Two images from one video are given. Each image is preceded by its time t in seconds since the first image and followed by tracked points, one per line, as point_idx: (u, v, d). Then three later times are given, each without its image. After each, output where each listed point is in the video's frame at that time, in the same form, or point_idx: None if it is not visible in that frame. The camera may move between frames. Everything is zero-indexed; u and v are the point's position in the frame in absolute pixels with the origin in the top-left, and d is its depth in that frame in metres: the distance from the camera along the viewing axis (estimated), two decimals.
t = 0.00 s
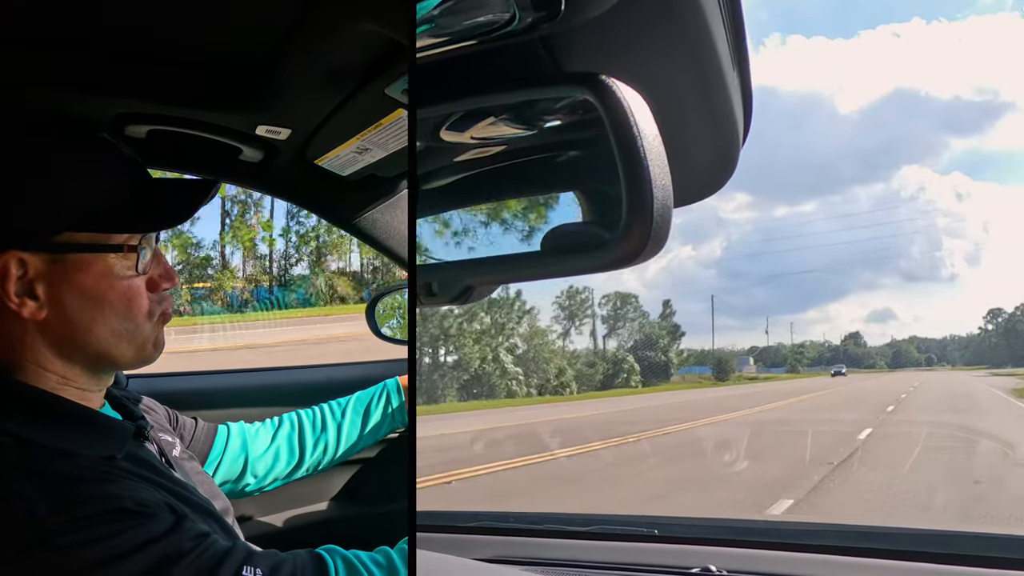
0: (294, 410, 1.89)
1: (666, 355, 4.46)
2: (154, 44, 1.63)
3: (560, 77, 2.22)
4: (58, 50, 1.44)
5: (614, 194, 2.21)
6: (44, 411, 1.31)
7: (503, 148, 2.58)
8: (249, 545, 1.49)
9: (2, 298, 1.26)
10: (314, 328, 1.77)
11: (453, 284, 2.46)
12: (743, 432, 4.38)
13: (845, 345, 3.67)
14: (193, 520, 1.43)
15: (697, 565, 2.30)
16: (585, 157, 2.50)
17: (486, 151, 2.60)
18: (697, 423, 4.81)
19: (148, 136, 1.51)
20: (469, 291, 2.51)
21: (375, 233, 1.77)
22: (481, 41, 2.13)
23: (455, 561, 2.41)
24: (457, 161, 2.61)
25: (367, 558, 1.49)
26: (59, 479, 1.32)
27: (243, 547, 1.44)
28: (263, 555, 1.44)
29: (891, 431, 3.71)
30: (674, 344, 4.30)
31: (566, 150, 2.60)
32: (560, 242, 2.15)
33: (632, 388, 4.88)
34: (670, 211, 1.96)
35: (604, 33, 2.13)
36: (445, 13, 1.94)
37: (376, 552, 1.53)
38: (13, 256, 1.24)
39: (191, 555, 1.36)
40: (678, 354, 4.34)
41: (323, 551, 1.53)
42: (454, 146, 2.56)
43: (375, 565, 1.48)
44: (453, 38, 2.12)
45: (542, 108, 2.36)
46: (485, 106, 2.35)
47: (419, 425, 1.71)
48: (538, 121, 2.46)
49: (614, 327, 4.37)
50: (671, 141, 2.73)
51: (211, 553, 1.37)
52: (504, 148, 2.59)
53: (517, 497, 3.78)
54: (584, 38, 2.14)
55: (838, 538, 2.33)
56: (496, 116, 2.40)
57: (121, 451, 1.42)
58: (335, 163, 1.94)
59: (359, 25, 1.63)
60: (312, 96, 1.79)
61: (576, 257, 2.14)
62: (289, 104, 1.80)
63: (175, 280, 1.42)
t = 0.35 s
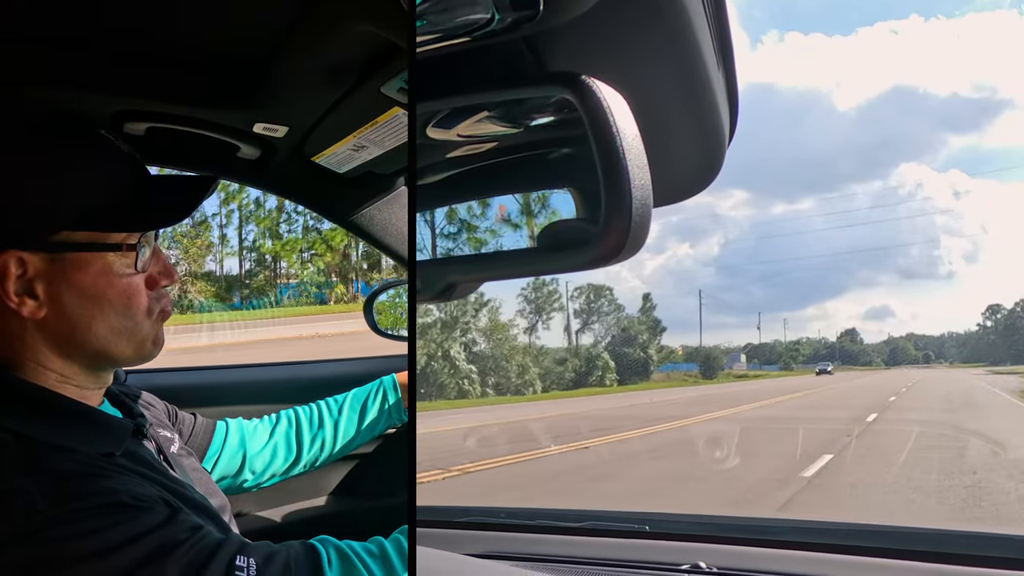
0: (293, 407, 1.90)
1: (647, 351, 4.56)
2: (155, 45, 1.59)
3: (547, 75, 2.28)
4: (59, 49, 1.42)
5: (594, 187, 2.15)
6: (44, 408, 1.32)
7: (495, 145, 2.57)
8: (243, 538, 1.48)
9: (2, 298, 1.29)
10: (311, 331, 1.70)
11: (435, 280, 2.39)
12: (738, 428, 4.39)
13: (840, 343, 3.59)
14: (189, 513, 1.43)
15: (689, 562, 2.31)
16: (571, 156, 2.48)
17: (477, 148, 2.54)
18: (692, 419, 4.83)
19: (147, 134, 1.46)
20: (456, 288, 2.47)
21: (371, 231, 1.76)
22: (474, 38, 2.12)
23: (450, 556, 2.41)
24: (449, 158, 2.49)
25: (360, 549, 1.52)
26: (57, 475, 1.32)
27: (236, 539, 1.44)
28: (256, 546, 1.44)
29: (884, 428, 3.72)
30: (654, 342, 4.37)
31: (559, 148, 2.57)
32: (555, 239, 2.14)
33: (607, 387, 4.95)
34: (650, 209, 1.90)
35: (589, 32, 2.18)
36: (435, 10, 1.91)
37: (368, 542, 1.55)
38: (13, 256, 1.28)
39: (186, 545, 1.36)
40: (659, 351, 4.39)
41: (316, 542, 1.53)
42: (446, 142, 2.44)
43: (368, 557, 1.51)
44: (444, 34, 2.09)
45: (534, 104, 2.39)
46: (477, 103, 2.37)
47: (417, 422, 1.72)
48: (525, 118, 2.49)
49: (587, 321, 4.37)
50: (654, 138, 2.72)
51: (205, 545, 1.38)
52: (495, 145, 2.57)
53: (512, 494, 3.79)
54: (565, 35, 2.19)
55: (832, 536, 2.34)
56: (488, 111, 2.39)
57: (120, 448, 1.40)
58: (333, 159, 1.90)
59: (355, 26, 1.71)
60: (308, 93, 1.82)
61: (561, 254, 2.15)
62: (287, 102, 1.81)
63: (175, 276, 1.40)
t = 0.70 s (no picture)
0: (293, 405, 1.91)
1: (627, 348, 4.49)
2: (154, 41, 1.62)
3: (554, 71, 2.28)
4: (61, 47, 1.44)
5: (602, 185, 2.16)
6: (44, 405, 1.31)
7: (500, 142, 2.57)
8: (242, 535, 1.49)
9: (1, 295, 1.28)
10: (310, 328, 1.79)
11: (440, 278, 2.43)
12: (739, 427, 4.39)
13: (838, 343, 3.52)
14: (188, 509, 1.43)
15: (691, 561, 2.32)
16: (577, 154, 2.48)
17: (480, 147, 2.57)
18: (693, 419, 4.83)
19: (145, 132, 1.46)
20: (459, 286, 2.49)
21: (371, 229, 1.75)
22: (478, 34, 2.13)
23: (451, 556, 2.41)
24: (453, 156, 2.53)
25: (361, 547, 1.53)
26: (58, 470, 1.32)
27: (235, 537, 1.44)
28: (256, 543, 1.45)
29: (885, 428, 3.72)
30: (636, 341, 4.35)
31: (564, 146, 2.58)
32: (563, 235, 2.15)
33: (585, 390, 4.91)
34: (660, 205, 1.89)
35: (599, 30, 2.17)
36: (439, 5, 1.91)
37: (370, 539, 1.56)
38: (12, 254, 1.27)
39: (185, 542, 1.36)
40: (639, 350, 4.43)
41: (317, 539, 1.54)
42: (451, 139, 2.50)
43: (370, 555, 1.51)
44: (448, 31, 2.09)
45: (541, 100, 2.40)
46: (480, 100, 2.41)
47: (417, 420, 1.72)
48: (532, 115, 2.49)
49: (557, 319, 4.19)
50: (663, 137, 2.72)
51: (204, 542, 1.38)
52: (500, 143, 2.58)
53: (513, 493, 3.79)
54: (573, 30, 2.17)
55: (834, 535, 2.34)
56: (493, 108, 2.43)
57: (120, 444, 1.40)
58: (334, 157, 1.89)
59: (353, 23, 1.69)
60: (308, 90, 1.81)
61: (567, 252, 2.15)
62: (287, 100, 1.80)
63: (174, 273, 1.40)
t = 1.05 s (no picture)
0: (293, 408, 1.88)
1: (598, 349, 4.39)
2: (153, 42, 1.58)
3: (549, 73, 2.23)
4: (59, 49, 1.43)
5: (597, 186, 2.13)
6: (43, 406, 1.31)
7: (496, 143, 2.55)
8: (242, 536, 1.49)
9: (1, 299, 1.28)
10: (307, 328, 1.67)
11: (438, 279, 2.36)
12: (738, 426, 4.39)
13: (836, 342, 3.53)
14: (188, 510, 1.44)
15: (690, 561, 2.32)
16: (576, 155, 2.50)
17: (477, 147, 2.54)
18: (691, 417, 4.84)
19: (145, 134, 1.48)
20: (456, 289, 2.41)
21: (371, 231, 1.74)
22: (472, 37, 2.10)
23: (451, 556, 2.41)
24: (451, 156, 2.52)
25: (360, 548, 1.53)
26: (57, 472, 1.31)
27: (236, 538, 1.44)
28: (256, 544, 1.45)
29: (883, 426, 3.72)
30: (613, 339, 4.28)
31: (562, 146, 2.57)
32: (558, 237, 2.15)
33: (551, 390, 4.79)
34: (654, 206, 1.85)
35: (594, 28, 2.19)
36: (435, 7, 1.87)
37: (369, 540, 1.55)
38: (13, 258, 1.27)
39: (185, 543, 1.36)
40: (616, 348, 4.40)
41: (317, 540, 1.54)
42: (447, 141, 2.48)
43: (370, 555, 1.51)
44: (444, 31, 2.04)
45: (535, 101, 2.37)
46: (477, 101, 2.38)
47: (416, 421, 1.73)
48: (528, 116, 2.46)
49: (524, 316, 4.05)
50: (656, 133, 2.70)
51: (204, 542, 1.38)
52: (497, 143, 2.55)
53: (511, 492, 3.79)
54: (568, 30, 2.20)
55: (833, 534, 2.34)
56: (489, 109, 2.39)
57: (119, 445, 1.41)
58: (332, 159, 1.90)
59: (353, 24, 1.71)
60: (308, 92, 1.82)
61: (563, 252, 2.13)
62: (287, 100, 1.81)
63: (174, 276, 1.40)
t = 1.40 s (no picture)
0: (293, 408, 1.83)
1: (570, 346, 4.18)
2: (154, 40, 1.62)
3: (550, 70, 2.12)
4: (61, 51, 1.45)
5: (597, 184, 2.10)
6: (41, 407, 1.32)
7: (495, 141, 2.55)
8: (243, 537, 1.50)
9: (2, 296, 1.30)
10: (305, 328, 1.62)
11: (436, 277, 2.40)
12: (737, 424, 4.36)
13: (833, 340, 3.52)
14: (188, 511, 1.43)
15: (689, 559, 2.31)
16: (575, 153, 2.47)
17: (476, 145, 2.53)
18: (691, 416, 4.83)
19: (144, 135, 1.47)
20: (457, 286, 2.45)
21: (371, 232, 1.73)
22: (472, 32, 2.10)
23: (450, 555, 2.40)
24: (451, 155, 2.52)
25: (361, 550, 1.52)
26: (57, 473, 1.33)
27: (236, 539, 1.45)
28: (256, 546, 1.45)
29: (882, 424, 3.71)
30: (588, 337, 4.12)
31: (560, 144, 2.56)
32: (554, 235, 2.08)
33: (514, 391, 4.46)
34: (654, 204, 1.83)
35: (595, 25, 2.19)
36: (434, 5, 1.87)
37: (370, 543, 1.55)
38: (14, 256, 1.30)
39: (186, 544, 1.37)
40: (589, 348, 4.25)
41: (316, 542, 1.53)
42: (447, 138, 2.46)
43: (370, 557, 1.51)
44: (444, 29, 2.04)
45: (533, 100, 2.33)
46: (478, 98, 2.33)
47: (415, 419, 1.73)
48: (527, 113, 2.44)
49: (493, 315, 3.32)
50: (656, 130, 2.69)
51: (204, 544, 1.39)
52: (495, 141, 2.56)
53: (510, 490, 3.79)
54: (567, 30, 2.23)
55: (829, 532, 2.34)
56: (489, 107, 2.37)
57: (120, 446, 1.40)
58: (332, 159, 1.84)
59: (353, 23, 1.71)
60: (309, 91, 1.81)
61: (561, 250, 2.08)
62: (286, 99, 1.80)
63: (175, 275, 1.39)
